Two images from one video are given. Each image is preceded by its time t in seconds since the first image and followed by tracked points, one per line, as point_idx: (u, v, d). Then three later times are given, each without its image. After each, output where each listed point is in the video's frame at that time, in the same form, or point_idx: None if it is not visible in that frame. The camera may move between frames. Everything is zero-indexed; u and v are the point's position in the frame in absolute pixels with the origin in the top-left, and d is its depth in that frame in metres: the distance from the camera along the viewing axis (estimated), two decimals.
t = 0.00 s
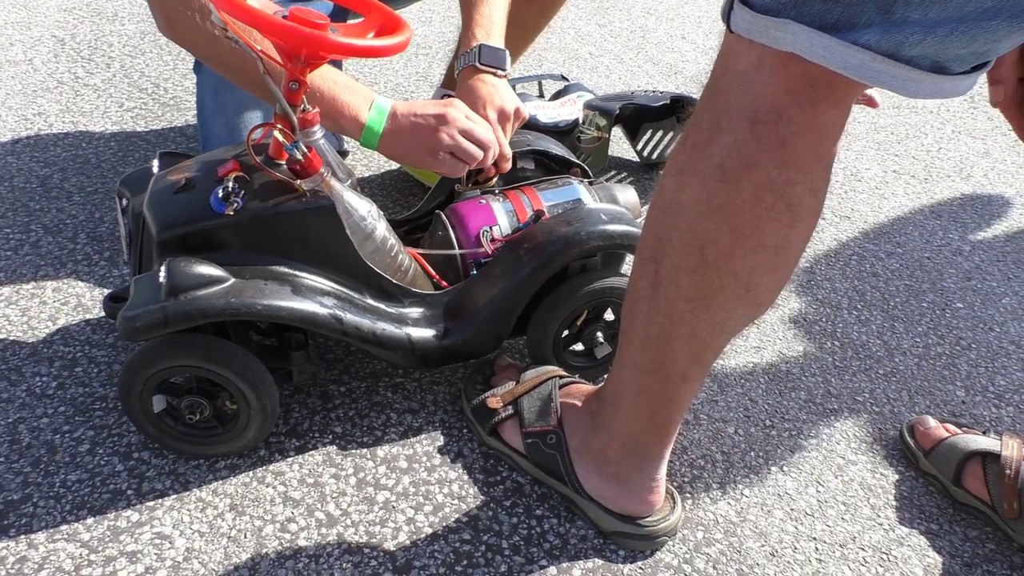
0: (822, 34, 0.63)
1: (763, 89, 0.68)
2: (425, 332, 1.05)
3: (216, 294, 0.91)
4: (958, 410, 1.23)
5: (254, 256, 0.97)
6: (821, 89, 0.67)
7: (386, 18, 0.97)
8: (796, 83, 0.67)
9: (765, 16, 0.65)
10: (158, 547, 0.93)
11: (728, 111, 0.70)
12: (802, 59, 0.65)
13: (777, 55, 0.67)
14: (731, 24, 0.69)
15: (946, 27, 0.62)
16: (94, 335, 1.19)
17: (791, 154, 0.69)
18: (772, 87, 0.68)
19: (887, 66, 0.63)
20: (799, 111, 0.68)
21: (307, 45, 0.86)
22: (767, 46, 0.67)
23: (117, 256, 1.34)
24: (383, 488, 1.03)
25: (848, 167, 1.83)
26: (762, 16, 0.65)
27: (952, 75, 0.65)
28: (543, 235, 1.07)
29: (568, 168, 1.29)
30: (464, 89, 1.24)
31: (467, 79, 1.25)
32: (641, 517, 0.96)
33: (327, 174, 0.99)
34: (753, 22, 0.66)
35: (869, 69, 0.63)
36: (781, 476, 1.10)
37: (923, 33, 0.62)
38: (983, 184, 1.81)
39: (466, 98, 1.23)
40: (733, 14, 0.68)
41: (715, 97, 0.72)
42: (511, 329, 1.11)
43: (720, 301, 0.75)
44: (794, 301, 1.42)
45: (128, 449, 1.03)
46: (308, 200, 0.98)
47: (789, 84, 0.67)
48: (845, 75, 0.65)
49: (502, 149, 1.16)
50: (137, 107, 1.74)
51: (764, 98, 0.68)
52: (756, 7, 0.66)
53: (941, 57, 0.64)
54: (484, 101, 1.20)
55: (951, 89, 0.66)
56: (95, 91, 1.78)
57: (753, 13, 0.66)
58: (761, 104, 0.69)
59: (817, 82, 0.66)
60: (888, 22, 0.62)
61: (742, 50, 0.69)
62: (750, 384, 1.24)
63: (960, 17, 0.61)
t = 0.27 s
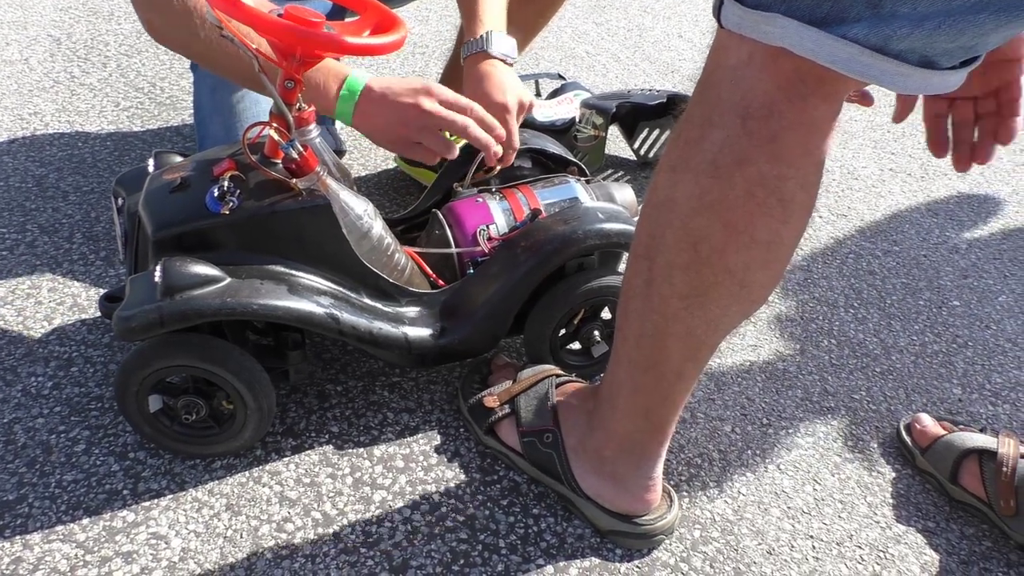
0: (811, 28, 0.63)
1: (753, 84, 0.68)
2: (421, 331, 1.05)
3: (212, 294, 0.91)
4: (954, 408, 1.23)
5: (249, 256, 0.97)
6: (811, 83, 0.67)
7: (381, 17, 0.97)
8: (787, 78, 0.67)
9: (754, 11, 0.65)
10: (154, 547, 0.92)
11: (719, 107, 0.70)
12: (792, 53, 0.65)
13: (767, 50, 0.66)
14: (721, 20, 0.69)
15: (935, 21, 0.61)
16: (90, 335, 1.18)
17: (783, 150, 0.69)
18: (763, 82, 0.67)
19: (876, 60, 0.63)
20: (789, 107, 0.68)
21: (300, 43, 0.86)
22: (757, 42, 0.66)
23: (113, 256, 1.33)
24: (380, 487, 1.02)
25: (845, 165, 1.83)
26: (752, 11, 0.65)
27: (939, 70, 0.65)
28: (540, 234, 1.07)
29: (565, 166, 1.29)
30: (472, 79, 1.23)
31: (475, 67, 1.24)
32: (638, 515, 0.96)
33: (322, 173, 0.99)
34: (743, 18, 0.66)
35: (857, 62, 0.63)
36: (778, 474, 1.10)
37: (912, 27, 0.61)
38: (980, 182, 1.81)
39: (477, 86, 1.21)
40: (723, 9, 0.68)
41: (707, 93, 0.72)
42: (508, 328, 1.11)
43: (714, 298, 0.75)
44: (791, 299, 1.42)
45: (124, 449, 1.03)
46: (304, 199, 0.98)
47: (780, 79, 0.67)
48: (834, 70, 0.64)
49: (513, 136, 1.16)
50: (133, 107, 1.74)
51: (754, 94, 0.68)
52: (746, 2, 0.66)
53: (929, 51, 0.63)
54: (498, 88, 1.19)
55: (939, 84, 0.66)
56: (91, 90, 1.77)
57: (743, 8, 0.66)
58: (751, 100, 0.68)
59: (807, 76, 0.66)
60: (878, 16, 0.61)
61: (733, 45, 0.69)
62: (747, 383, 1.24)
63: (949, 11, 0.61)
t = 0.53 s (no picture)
0: (789, 25, 0.63)
1: (736, 82, 0.68)
2: (419, 331, 1.04)
3: (207, 295, 0.91)
4: (952, 409, 1.23)
5: (246, 256, 0.97)
6: (794, 80, 0.66)
7: (378, 18, 0.97)
8: (769, 76, 0.66)
9: (735, 8, 0.65)
10: (150, 548, 0.92)
11: (703, 106, 0.70)
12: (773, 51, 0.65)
13: (747, 47, 0.66)
14: (702, 17, 0.68)
15: (910, 20, 0.61)
16: (86, 335, 1.18)
17: (767, 147, 0.69)
18: (745, 79, 0.67)
19: (852, 58, 0.63)
20: (773, 104, 0.67)
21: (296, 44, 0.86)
22: (738, 38, 0.66)
23: (108, 256, 1.33)
24: (376, 488, 1.02)
25: (842, 165, 1.82)
26: (732, 7, 0.65)
27: (916, 70, 0.65)
28: (537, 234, 1.06)
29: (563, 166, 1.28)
30: (483, 72, 1.20)
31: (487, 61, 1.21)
32: (635, 517, 0.96)
33: (319, 173, 0.99)
34: (724, 14, 0.66)
35: (834, 60, 0.63)
36: (775, 476, 1.10)
37: (887, 26, 0.62)
38: (977, 183, 1.81)
39: (490, 80, 1.18)
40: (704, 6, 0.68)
41: (691, 91, 0.71)
42: (505, 328, 1.10)
43: (703, 296, 0.74)
44: (788, 300, 1.42)
45: (119, 450, 1.03)
46: (300, 199, 0.97)
47: (762, 76, 0.67)
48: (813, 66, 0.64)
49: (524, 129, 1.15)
50: (129, 106, 1.73)
51: (737, 91, 0.68)
52: None
53: (904, 50, 0.64)
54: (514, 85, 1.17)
55: (916, 85, 0.66)
56: (87, 90, 1.77)
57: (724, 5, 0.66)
58: (735, 98, 0.68)
59: (789, 73, 0.66)
60: (855, 13, 0.62)
61: (715, 43, 0.68)
62: (744, 384, 1.24)
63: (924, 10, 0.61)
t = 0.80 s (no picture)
0: (742, 13, 0.64)
1: (700, 72, 0.68)
2: (416, 331, 1.04)
3: (203, 294, 0.91)
4: (949, 410, 1.23)
5: (243, 255, 0.96)
6: (755, 70, 0.66)
7: (376, 16, 0.96)
8: (730, 66, 0.66)
9: None
10: (146, 548, 0.92)
11: (669, 98, 0.70)
12: (730, 40, 0.65)
13: (707, 37, 0.66)
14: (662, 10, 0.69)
15: (857, 10, 0.61)
16: (83, 334, 1.18)
17: (734, 137, 0.69)
18: (708, 70, 0.67)
19: (800, 47, 0.63)
20: (737, 93, 0.67)
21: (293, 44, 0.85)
22: (698, 29, 0.67)
23: (106, 254, 1.33)
24: (373, 488, 1.02)
25: (840, 166, 1.83)
26: None
27: (863, 63, 0.66)
28: (534, 234, 1.06)
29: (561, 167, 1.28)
30: (485, 68, 1.20)
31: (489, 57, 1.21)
32: (632, 516, 0.96)
33: (316, 171, 0.98)
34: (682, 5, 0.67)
35: (784, 49, 0.63)
36: (771, 476, 1.10)
37: (835, 15, 0.62)
38: (974, 184, 1.82)
39: (493, 77, 1.18)
40: None
41: (657, 83, 0.71)
42: (502, 329, 1.10)
43: (683, 290, 0.74)
44: (785, 300, 1.42)
45: (116, 449, 1.02)
46: (297, 198, 0.97)
47: (724, 67, 0.67)
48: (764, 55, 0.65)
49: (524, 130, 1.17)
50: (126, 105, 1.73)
51: (701, 82, 0.68)
52: None
53: (852, 42, 0.64)
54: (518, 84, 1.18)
55: (862, 79, 0.66)
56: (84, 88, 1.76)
57: None
58: (699, 89, 0.68)
59: (749, 62, 0.66)
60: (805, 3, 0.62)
61: (677, 35, 0.68)
62: (741, 384, 1.24)
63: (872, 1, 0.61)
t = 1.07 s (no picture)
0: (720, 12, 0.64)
1: (682, 70, 0.68)
2: (414, 331, 1.04)
3: (200, 293, 0.91)
4: (947, 411, 1.23)
5: (241, 254, 0.96)
6: (736, 67, 0.66)
7: (375, 15, 0.96)
8: (712, 65, 0.66)
9: None
10: (143, 548, 0.92)
11: (653, 97, 0.70)
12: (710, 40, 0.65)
13: (688, 36, 0.66)
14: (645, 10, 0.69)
15: (833, 11, 0.62)
16: (80, 333, 1.17)
17: (718, 135, 0.68)
18: (690, 68, 0.67)
19: (778, 47, 0.64)
20: (719, 91, 0.67)
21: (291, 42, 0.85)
22: (679, 28, 0.67)
23: (104, 253, 1.33)
24: (371, 488, 1.02)
25: (839, 166, 1.83)
26: None
27: (841, 63, 0.66)
28: (532, 234, 1.06)
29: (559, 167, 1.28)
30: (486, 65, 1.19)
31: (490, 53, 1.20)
32: (630, 516, 0.96)
33: (315, 171, 0.97)
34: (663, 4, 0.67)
35: (760, 48, 0.64)
36: (770, 476, 1.10)
37: (810, 16, 0.62)
38: (972, 185, 1.82)
39: (493, 73, 1.17)
40: None
41: (642, 83, 0.72)
42: (501, 329, 1.10)
43: (674, 287, 0.74)
44: (784, 301, 1.42)
45: (113, 449, 1.02)
46: (296, 198, 0.97)
47: (705, 65, 0.67)
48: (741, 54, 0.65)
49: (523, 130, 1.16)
50: (125, 104, 1.73)
51: (683, 80, 0.68)
52: None
53: (828, 42, 0.65)
54: (518, 80, 1.16)
55: (840, 78, 0.67)
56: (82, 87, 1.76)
57: None
58: (682, 88, 0.68)
59: (729, 60, 0.66)
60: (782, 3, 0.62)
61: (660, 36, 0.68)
62: (740, 384, 1.24)
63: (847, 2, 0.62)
